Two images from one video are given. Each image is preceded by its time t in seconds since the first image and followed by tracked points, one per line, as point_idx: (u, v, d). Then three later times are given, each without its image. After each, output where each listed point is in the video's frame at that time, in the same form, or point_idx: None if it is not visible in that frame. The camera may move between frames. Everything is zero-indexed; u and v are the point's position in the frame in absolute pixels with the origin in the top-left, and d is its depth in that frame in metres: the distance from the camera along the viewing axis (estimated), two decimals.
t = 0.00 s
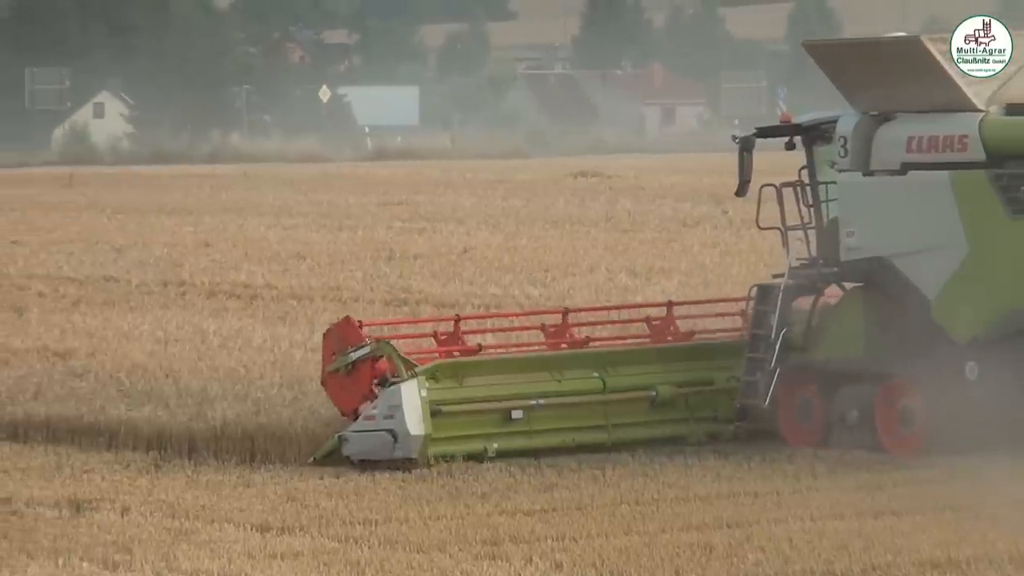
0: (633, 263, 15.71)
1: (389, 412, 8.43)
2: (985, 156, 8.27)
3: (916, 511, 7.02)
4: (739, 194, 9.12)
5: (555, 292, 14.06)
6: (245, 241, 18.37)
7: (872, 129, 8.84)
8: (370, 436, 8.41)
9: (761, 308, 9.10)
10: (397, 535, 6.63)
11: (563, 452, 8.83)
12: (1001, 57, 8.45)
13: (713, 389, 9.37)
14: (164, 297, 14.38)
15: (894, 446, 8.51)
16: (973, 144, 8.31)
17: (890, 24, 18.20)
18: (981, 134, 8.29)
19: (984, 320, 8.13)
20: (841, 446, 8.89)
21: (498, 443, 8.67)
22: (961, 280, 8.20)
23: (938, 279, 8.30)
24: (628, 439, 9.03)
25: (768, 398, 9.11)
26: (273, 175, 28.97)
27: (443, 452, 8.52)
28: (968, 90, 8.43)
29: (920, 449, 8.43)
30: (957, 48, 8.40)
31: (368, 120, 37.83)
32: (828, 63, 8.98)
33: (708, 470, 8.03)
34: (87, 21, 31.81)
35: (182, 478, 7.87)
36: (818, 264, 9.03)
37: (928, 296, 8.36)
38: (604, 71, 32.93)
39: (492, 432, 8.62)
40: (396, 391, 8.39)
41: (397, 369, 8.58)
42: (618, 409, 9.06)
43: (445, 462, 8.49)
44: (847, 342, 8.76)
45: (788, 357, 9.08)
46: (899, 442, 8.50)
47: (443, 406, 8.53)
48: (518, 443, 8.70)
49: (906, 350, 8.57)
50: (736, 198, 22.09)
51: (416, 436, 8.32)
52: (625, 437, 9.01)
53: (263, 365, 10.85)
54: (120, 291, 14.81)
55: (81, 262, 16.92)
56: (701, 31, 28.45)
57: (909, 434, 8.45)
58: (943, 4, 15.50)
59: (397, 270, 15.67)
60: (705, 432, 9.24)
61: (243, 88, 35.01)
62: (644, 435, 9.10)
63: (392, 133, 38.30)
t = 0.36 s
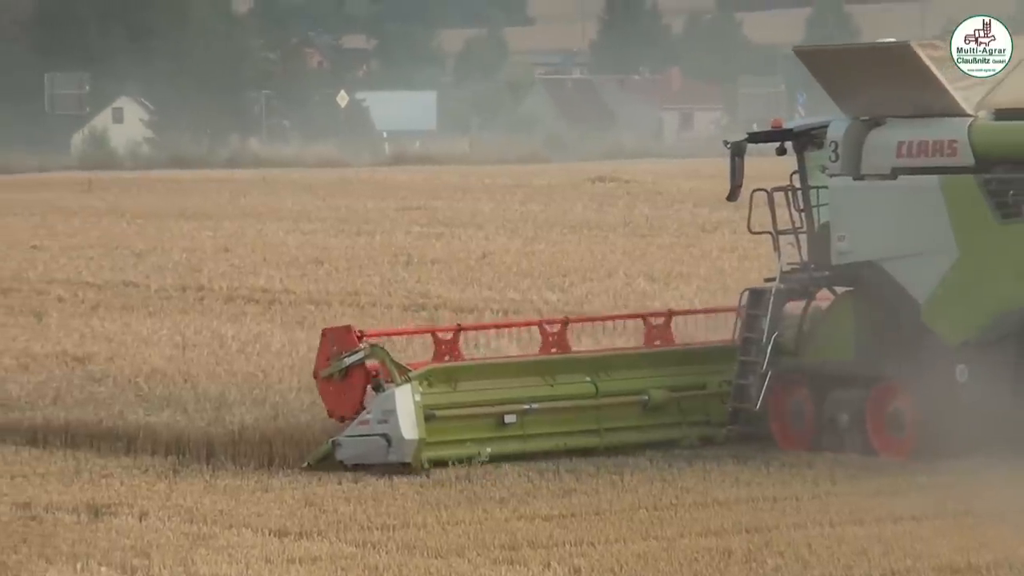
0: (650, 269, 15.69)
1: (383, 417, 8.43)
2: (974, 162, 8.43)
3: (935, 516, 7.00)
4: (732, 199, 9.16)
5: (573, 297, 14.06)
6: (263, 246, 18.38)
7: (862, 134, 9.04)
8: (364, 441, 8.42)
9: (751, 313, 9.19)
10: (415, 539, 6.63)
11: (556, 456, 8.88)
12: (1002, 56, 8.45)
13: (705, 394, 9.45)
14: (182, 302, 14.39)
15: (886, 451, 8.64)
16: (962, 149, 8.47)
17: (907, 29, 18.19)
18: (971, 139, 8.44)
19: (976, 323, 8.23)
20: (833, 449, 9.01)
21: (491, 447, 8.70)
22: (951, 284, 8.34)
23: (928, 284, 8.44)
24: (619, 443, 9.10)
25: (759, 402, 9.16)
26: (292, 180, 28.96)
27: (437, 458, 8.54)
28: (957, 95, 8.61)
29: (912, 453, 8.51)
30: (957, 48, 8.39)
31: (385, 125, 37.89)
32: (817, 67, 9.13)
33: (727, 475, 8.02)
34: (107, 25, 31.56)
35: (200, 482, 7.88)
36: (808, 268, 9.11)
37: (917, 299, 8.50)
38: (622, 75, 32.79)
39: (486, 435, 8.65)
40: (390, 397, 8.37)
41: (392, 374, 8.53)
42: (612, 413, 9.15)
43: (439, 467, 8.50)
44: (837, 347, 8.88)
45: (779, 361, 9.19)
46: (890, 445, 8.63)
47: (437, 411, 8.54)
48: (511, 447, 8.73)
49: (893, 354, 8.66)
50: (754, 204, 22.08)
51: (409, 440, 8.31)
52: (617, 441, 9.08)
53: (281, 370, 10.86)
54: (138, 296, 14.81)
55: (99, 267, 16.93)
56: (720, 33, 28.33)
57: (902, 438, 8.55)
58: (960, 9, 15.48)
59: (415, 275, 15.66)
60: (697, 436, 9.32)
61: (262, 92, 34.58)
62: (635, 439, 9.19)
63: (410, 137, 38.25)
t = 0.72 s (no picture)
0: (671, 276, 15.69)
1: (379, 423, 8.50)
2: (967, 169, 8.46)
3: (957, 524, 6.99)
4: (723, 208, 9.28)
5: (593, 305, 14.06)
6: (284, 254, 18.40)
7: (853, 142, 9.07)
8: (359, 446, 8.49)
9: (743, 320, 9.43)
10: (435, 547, 6.64)
11: (551, 462, 8.98)
12: (1002, 57, 8.72)
13: (698, 400, 9.62)
14: (203, 309, 14.41)
15: (877, 456, 8.79)
16: (954, 157, 8.50)
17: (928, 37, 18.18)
18: (963, 147, 8.47)
19: (967, 331, 8.30)
20: (826, 454, 9.18)
21: (486, 452, 8.78)
22: (944, 291, 8.42)
23: (920, 292, 8.54)
24: (613, 450, 9.21)
25: (751, 408, 9.43)
26: (312, 188, 29.10)
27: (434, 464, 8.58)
28: (949, 103, 8.64)
29: (905, 456, 8.70)
30: (958, 49, 8.69)
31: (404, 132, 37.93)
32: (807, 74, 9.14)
33: (747, 482, 8.02)
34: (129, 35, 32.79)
35: (221, 490, 7.90)
36: (801, 276, 9.37)
37: (909, 306, 8.61)
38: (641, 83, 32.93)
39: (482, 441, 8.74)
40: (386, 403, 8.44)
41: (387, 380, 8.66)
42: (606, 419, 9.26)
43: (436, 473, 8.56)
44: (832, 352, 9.11)
45: (772, 367, 9.44)
46: (882, 451, 8.78)
47: (433, 418, 8.62)
48: (506, 453, 8.83)
49: (883, 362, 8.88)
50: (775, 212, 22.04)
51: (404, 446, 8.38)
52: (612, 447, 9.20)
53: (302, 378, 10.88)
54: (160, 303, 14.85)
55: (121, 275, 16.98)
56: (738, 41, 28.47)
57: (893, 443, 8.73)
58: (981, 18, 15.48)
59: (436, 282, 15.68)
60: (690, 441, 9.51)
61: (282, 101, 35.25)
62: (630, 445, 9.31)
63: (429, 145, 38.41)
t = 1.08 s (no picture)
0: (690, 288, 15.71)
1: (375, 434, 8.40)
2: (958, 180, 8.55)
3: (979, 536, 6.98)
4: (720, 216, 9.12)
5: (613, 316, 14.09)
6: (305, 265, 18.45)
7: (847, 155, 9.19)
8: (355, 457, 8.37)
9: (739, 330, 9.30)
10: (457, 558, 6.64)
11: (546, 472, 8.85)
12: (1002, 57, 8.82)
13: (692, 411, 9.48)
14: (224, 320, 14.45)
15: (873, 467, 8.72)
16: (945, 169, 8.60)
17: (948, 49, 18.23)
18: (953, 158, 8.58)
19: (962, 339, 8.34)
20: (817, 465, 9.00)
21: (481, 463, 8.68)
22: (936, 305, 8.45)
23: (911, 302, 8.55)
24: (608, 460, 9.05)
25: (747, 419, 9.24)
26: (335, 198, 29.29)
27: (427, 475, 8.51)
28: (942, 115, 8.73)
29: (895, 465, 8.71)
30: (958, 48, 8.74)
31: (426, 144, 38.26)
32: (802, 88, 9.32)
33: (768, 494, 8.00)
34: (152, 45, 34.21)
35: (241, 502, 7.89)
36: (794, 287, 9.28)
37: (901, 317, 8.62)
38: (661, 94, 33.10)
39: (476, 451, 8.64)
40: (381, 413, 8.38)
41: (383, 392, 8.59)
42: (599, 430, 9.12)
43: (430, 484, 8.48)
44: (823, 362, 9.09)
45: (766, 378, 9.33)
46: (877, 462, 8.73)
47: (428, 429, 8.53)
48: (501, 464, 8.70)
49: (872, 375, 8.89)
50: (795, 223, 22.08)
51: (400, 456, 8.32)
52: (607, 458, 9.05)
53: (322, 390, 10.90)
54: (181, 315, 14.87)
55: (143, 285, 17.04)
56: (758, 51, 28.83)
57: (886, 453, 8.73)
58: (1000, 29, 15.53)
59: (456, 294, 15.70)
60: (685, 451, 9.33)
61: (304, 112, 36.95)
62: (627, 455, 9.16)
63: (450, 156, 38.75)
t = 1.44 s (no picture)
0: (714, 296, 15.70)
1: (374, 441, 8.51)
2: (954, 190, 8.69)
3: (1004, 545, 6.97)
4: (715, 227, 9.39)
5: (637, 325, 14.09)
6: (328, 273, 18.46)
7: (844, 163, 9.36)
8: (355, 464, 8.48)
9: (735, 338, 9.41)
10: (479, 567, 6.65)
11: (543, 479, 8.90)
12: (1002, 57, 8.96)
13: (689, 418, 9.55)
14: (248, 329, 14.47)
15: (863, 470, 8.77)
16: (941, 178, 8.74)
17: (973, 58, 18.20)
18: (949, 168, 8.72)
19: (960, 346, 8.44)
20: (815, 472, 9.03)
21: (478, 470, 8.74)
22: (933, 315, 8.57)
23: (908, 311, 8.67)
24: (605, 468, 9.14)
25: (742, 426, 9.30)
26: (359, 207, 29.29)
27: (426, 481, 8.58)
28: (936, 125, 8.93)
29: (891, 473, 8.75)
30: (958, 48, 8.88)
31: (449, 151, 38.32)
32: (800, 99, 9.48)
33: (792, 502, 8.00)
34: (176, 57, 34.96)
35: (265, 510, 7.92)
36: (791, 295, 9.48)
37: (898, 326, 8.73)
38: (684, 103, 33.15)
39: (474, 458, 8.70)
40: (380, 420, 8.47)
41: (381, 400, 8.67)
42: (597, 438, 9.19)
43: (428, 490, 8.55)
44: (821, 373, 9.11)
45: (762, 386, 9.36)
46: (868, 466, 8.78)
47: (427, 435, 8.60)
48: (499, 471, 8.78)
49: (869, 384, 8.94)
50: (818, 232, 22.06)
51: (399, 463, 8.41)
52: (604, 465, 9.13)
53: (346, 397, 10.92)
54: (205, 323, 14.91)
55: (167, 294, 17.08)
56: (782, 60, 28.85)
57: (881, 461, 8.77)
58: None
59: (480, 302, 15.73)
60: (681, 458, 9.41)
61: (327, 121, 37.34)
62: (623, 463, 9.23)
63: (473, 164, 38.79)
